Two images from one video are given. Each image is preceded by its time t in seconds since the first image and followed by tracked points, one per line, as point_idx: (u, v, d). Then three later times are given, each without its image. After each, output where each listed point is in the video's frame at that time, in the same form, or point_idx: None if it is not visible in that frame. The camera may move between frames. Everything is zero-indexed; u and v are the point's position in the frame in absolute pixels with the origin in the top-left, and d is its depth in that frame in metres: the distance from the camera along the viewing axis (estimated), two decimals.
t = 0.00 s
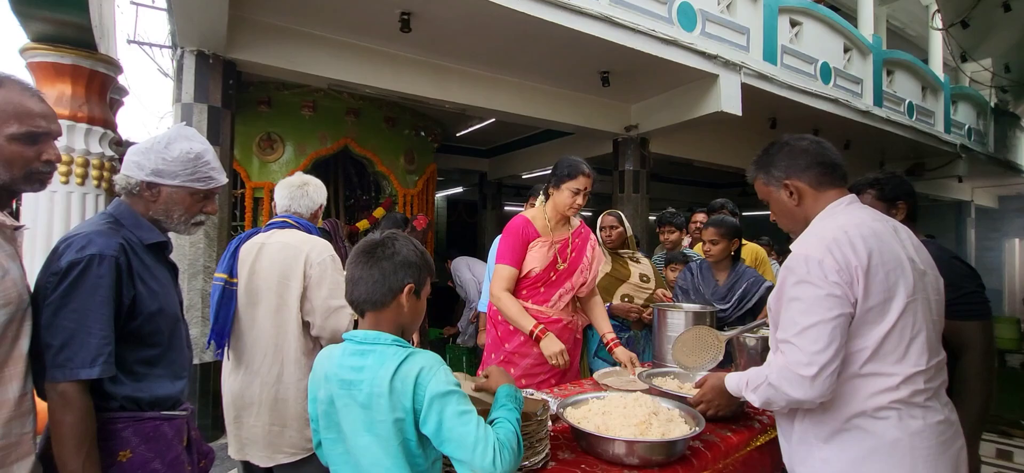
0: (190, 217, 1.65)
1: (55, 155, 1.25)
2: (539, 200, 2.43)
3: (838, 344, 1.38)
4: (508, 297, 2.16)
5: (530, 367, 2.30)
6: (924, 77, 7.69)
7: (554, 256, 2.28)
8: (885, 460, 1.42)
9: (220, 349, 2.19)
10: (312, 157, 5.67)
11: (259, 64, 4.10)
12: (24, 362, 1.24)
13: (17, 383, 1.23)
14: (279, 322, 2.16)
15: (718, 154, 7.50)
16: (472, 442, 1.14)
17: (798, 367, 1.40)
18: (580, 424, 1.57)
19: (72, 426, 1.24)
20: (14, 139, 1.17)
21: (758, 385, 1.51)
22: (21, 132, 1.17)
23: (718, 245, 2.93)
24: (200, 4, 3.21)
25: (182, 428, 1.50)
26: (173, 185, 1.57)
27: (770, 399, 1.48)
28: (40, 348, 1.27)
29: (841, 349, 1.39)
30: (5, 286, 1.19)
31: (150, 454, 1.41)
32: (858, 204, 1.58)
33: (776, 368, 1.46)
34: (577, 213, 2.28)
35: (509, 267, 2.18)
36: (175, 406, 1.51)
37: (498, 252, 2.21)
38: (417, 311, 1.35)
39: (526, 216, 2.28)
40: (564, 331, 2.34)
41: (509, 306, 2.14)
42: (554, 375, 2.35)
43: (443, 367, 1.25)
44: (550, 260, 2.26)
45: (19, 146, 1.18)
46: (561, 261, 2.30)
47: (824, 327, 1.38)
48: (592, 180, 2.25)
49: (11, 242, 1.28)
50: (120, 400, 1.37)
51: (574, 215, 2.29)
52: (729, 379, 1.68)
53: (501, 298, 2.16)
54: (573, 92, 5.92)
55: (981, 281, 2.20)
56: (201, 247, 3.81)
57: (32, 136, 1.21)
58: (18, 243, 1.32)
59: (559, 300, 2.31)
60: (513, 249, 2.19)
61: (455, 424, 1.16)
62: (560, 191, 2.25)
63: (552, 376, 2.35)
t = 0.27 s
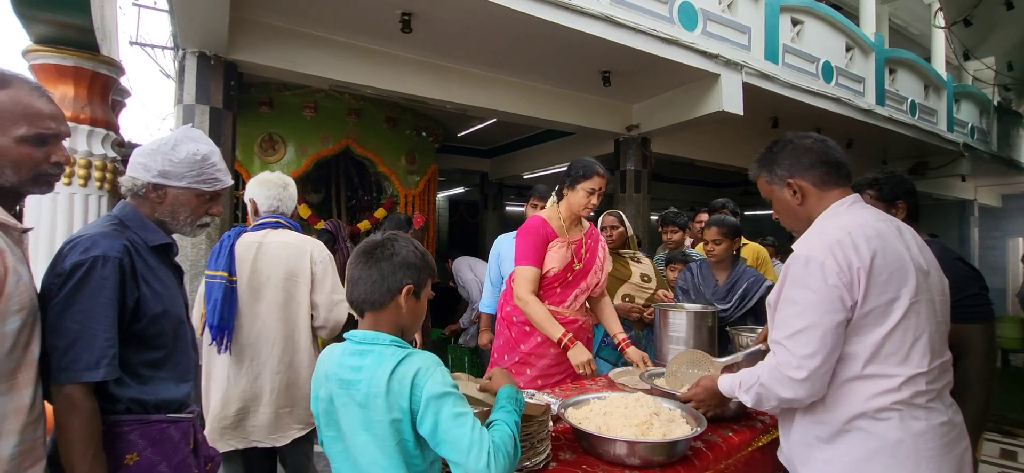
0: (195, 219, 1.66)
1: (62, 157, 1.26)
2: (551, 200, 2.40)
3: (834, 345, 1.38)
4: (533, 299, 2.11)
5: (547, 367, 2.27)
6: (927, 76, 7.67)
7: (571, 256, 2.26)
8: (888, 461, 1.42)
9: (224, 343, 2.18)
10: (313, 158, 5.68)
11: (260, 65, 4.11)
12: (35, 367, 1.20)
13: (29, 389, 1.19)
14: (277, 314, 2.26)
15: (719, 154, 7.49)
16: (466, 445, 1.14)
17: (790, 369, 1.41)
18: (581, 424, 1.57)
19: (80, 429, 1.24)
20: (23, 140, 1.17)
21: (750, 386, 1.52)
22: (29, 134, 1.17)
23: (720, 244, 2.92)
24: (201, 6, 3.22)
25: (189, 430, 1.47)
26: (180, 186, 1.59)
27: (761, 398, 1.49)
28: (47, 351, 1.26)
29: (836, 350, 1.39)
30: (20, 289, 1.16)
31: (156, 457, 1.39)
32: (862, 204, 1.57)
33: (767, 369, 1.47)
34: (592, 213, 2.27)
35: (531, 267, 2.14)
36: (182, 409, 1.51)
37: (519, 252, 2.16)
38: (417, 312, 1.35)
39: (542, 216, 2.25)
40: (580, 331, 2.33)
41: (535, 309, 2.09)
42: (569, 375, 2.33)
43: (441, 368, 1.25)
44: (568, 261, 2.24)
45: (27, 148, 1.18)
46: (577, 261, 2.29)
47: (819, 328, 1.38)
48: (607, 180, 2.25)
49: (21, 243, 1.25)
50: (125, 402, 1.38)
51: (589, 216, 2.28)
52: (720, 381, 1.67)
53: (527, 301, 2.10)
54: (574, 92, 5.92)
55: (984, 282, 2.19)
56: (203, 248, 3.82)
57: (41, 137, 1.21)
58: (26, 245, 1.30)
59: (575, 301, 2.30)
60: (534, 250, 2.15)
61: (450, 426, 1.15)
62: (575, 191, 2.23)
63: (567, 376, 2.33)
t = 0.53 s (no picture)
0: (205, 223, 1.65)
1: (72, 158, 1.26)
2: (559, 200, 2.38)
3: (834, 346, 1.38)
4: (545, 300, 2.10)
5: (556, 368, 2.26)
6: (928, 75, 7.65)
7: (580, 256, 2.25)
8: (888, 461, 1.41)
9: (235, 342, 2.22)
10: (313, 159, 5.68)
11: (259, 66, 4.11)
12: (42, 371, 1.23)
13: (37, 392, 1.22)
14: (282, 313, 2.37)
15: (720, 154, 7.49)
16: (464, 445, 1.13)
17: (792, 370, 1.41)
18: (581, 425, 1.56)
19: (93, 434, 1.25)
20: (35, 142, 1.17)
21: (757, 393, 1.50)
22: (42, 136, 1.17)
23: (721, 244, 2.91)
24: (201, 7, 3.22)
25: (191, 434, 1.50)
26: (191, 190, 1.58)
27: (770, 404, 1.48)
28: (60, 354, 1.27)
29: (837, 351, 1.39)
30: (33, 296, 1.19)
31: (162, 460, 1.41)
32: (858, 204, 1.56)
33: (777, 374, 1.45)
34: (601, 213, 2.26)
35: (541, 268, 2.12)
36: (186, 411, 1.52)
37: (530, 253, 2.14)
38: (415, 313, 1.34)
39: (551, 216, 2.23)
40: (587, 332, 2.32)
41: (548, 310, 2.09)
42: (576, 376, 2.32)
43: (439, 368, 1.24)
44: (578, 261, 2.23)
45: (39, 149, 1.18)
46: (585, 261, 2.28)
47: (819, 329, 1.37)
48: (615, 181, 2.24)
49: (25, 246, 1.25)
50: (132, 406, 1.38)
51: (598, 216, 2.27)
52: (723, 390, 1.65)
53: (540, 303, 2.09)
54: (574, 92, 5.92)
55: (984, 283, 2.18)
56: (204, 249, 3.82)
57: (52, 138, 1.20)
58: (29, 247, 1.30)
59: (582, 302, 2.30)
60: (545, 250, 2.14)
61: (448, 426, 1.15)
62: (583, 191, 2.22)
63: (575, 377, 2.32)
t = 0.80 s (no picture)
0: (223, 227, 1.71)
1: (77, 161, 1.24)
2: (561, 201, 2.37)
3: (831, 346, 1.38)
4: (551, 302, 2.09)
5: (559, 369, 2.25)
6: (927, 76, 7.65)
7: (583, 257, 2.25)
8: (887, 461, 1.41)
9: (257, 330, 2.34)
10: (312, 160, 5.68)
11: (257, 67, 4.11)
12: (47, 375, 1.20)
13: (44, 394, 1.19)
14: (283, 306, 2.50)
15: (719, 155, 7.49)
16: (461, 449, 1.13)
17: (790, 369, 1.40)
18: (578, 427, 1.56)
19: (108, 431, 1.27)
20: (42, 143, 1.16)
21: (752, 387, 1.51)
22: (47, 137, 1.16)
23: (720, 245, 2.90)
24: (199, 8, 3.22)
25: (197, 435, 1.51)
26: (215, 197, 1.64)
27: (763, 401, 1.48)
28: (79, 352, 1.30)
29: (834, 350, 1.39)
30: (41, 301, 1.18)
31: (170, 460, 1.42)
32: (853, 206, 1.56)
33: (770, 371, 1.46)
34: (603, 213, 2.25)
35: (546, 269, 2.11)
36: (193, 412, 1.53)
37: (534, 254, 2.13)
38: (412, 314, 1.34)
39: (554, 217, 2.22)
40: (590, 333, 2.32)
41: (554, 312, 2.07)
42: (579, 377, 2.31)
43: (437, 370, 1.24)
44: (581, 262, 2.22)
45: (45, 149, 1.17)
46: (588, 263, 2.27)
47: (816, 328, 1.37)
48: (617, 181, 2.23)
49: (30, 249, 1.25)
50: (144, 409, 1.38)
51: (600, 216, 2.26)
52: (719, 384, 1.67)
53: (545, 305, 2.08)
54: (573, 93, 5.92)
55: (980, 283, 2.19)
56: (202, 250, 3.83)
57: (58, 139, 1.20)
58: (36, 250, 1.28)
59: (585, 302, 2.29)
60: (548, 251, 2.12)
61: (445, 429, 1.15)
62: (585, 192, 2.22)
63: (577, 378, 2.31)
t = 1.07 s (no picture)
0: (239, 227, 1.75)
1: (88, 163, 1.20)
2: (561, 202, 2.37)
3: (829, 344, 1.38)
4: (549, 304, 2.09)
5: (558, 369, 2.24)
6: (924, 76, 7.67)
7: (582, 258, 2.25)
8: (884, 461, 1.41)
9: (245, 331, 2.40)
10: (309, 160, 5.67)
11: (254, 68, 4.11)
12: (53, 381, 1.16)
13: (52, 398, 1.16)
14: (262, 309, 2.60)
15: (716, 155, 7.50)
16: (458, 450, 1.13)
17: (789, 368, 1.40)
18: (575, 428, 1.56)
19: (129, 414, 1.31)
20: (52, 146, 1.13)
21: (748, 383, 1.50)
22: (59, 140, 1.12)
23: (717, 246, 2.91)
24: (196, 9, 3.22)
25: (220, 429, 1.51)
26: (232, 199, 1.67)
27: (760, 398, 1.47)
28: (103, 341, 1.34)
29: (831, 349, 1.39)
30: (49, 304, 1.15)
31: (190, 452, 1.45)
32: (850, 207, 1.56)
33: (766, 369, 1.45)
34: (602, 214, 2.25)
35: (545, 271, 2.11)
36: (213, 405, 1.53)
37: (533, 255, 2.13)
38: (409, 315, 1.34)
39: (552, 218, 2.22)
40: (588, 334, 2.32)
41: (553, 314, 2.07)
42: (577, 378, 2.31)
43: (434, 372, 1.24)
44: (580, 263, 2.22)
45: (56, 153, 1.13)
46: (588, 263, 2.27)
47: (814, 327, 1.37)
48: (616, 182, 2.23)
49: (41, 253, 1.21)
50: (165, 395, 1.41)
51: (598, 217, 2.26)
52: (715, 378, 1.67)
53: (544, 307, 2.08)
54: (572, 94, 5.93)
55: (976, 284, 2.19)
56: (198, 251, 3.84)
57: (69, 142, 1.17)
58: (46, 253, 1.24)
59: (584, 303, 2.29)
60: (548, 253, 2.13)
61: (442, 430, 1.15)
62: (583, 193, 2.22)
63: (576, 379, 2.30)
